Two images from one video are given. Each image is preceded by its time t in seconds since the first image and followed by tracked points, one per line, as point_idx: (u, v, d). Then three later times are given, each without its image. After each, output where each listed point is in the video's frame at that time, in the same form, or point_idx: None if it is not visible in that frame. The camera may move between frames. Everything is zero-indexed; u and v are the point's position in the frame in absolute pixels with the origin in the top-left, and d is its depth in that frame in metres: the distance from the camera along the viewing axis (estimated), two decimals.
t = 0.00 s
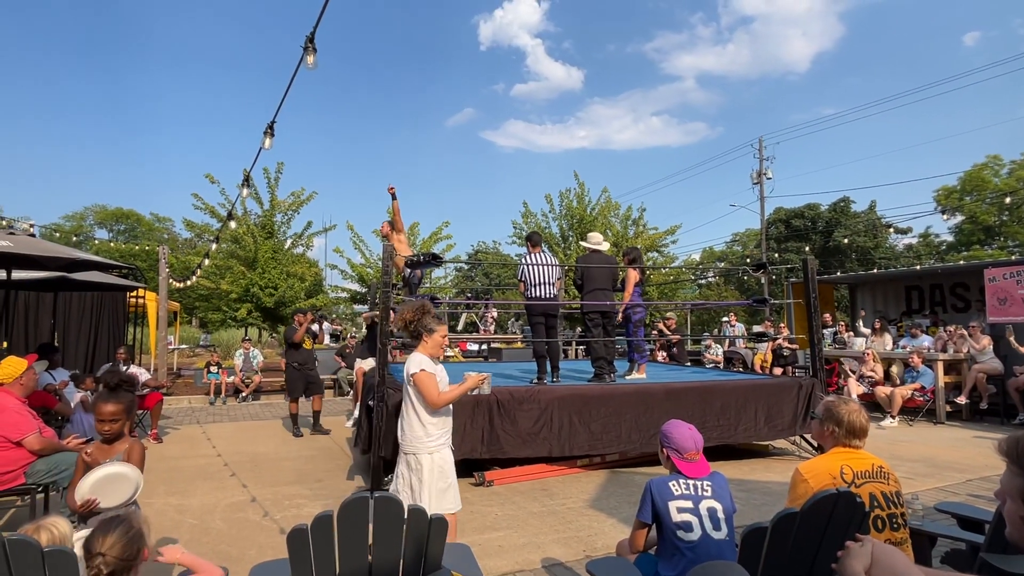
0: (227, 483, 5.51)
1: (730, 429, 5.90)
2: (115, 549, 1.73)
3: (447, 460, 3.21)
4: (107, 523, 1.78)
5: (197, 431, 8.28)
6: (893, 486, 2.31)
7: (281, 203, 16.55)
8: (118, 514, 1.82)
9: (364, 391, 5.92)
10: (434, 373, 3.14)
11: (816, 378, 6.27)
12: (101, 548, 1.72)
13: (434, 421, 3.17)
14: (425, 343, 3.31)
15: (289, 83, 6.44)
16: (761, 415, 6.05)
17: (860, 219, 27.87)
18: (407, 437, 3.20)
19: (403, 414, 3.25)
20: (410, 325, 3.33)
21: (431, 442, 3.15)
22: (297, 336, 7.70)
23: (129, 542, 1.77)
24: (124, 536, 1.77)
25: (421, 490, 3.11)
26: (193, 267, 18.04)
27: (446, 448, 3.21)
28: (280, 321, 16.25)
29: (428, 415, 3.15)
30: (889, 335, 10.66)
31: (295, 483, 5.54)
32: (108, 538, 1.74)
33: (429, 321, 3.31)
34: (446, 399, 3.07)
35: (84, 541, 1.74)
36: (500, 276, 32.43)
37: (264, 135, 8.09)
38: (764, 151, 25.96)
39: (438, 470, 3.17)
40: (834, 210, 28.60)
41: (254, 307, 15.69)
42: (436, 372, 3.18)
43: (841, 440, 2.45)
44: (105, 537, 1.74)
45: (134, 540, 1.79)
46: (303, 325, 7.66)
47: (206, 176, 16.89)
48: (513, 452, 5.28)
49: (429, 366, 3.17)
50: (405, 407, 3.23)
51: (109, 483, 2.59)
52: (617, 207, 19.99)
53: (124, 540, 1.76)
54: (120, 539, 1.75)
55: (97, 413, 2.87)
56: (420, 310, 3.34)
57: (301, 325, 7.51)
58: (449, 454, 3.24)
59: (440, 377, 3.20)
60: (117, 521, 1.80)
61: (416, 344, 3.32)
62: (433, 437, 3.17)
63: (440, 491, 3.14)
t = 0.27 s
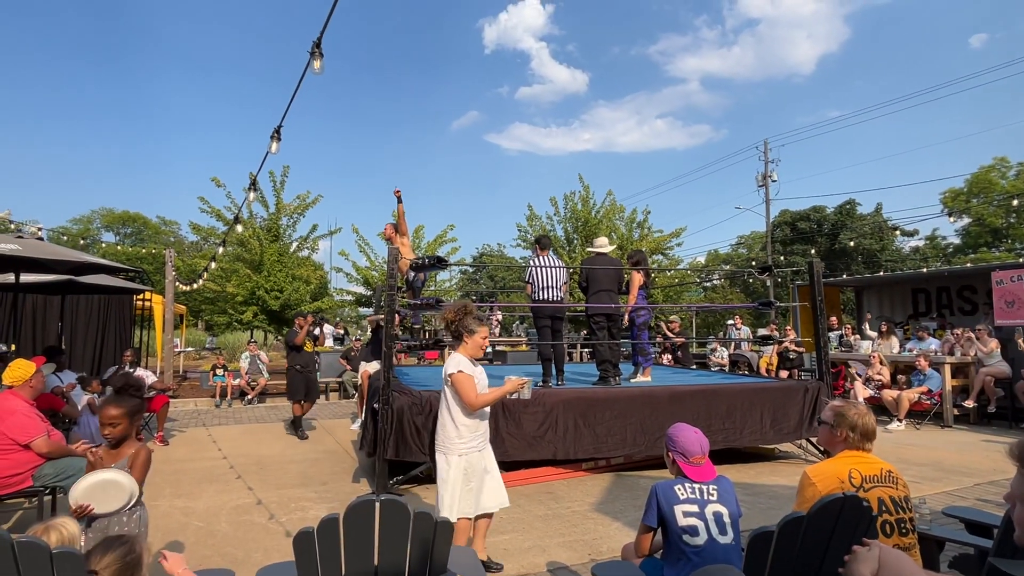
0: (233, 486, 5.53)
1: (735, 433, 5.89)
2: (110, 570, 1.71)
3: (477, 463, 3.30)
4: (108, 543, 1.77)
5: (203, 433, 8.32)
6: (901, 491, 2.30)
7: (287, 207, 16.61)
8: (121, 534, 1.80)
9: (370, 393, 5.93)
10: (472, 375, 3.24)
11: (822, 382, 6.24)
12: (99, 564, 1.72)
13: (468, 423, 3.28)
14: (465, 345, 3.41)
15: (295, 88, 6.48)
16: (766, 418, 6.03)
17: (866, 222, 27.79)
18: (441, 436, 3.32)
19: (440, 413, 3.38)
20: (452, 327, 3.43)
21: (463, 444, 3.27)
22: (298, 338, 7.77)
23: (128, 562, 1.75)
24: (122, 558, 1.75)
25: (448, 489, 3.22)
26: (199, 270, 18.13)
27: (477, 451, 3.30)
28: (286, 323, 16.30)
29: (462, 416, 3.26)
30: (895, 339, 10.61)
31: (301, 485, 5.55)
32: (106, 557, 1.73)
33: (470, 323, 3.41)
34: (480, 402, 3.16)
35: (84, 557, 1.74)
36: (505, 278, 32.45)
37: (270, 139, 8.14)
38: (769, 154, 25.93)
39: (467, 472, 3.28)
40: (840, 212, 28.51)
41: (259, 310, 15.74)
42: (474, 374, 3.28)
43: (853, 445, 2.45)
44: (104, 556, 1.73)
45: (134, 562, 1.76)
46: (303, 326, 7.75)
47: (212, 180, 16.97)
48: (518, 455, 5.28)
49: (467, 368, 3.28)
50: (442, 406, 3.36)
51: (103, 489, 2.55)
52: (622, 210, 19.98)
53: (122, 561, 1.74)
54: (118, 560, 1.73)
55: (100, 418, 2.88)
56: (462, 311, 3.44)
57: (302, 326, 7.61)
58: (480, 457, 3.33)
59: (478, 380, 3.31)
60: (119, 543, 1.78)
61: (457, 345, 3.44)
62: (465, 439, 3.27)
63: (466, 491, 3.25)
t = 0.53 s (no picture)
0: (238, 488, 5.55)
1: (740, 436, 5.88)
2: None
3: (514, 471, 3.27)
4: (106, 552, 1.85)
5: (208, 436, 8.34)
6: (908, 496, 2.30)
7: (292, 210, 16.67)
8: (115, 542, 1.89)
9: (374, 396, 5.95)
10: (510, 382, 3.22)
11: (828, 385, 6.23)
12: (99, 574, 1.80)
13: (505, 431, 3.27)
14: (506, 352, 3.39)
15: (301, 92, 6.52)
16: (772, 422, 6.02)
17: (871, 224, 27.71)
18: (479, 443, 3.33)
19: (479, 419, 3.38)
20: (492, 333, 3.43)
21: (500, 452, 3.25)
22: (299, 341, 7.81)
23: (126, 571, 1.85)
24: (122, 568, 1.84)
25: (483, 495, 3.22)
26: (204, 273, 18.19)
27: (514, 459, 3.27)
28: (290, 326, 16.35)
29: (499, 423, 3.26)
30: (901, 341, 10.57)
31: (305, 488, 5.57)
32: (109, 565, 1.82)
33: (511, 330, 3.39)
34: (516, 409, 3.14)
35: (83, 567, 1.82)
36: (508, 281, 32.47)
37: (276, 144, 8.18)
38: (773, 156, 25.91)
39: (502, 479, 3.25)
40: (845, 214, 28.45)
41: (264, 312, 15.79)
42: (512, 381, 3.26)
43: (859, 448, 2.45)
44: (105, 565, 1.82)
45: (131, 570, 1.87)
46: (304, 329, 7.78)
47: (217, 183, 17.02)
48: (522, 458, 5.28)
49: (506, 375, 3.26)
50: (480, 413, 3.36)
51: (84, 496, 2.52)
52: (626, 212, 19.99)
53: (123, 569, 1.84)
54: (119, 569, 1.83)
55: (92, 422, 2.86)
56: (502, 318, 3.45)
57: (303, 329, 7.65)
58: (518, 465, 3.30)
59: (516, 387, 3.29)
60: (115, 552, 1.86)
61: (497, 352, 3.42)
62: (502, 446, 3.26)
63: (498, 500, 3.23)
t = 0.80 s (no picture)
0: (241, 490, 5.56)
1: (743, 438, 5.86)
2: None
3: (559, 474, 3.23)
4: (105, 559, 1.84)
5: (212, 438, 8.36)
6: (909, 495, 2.31)
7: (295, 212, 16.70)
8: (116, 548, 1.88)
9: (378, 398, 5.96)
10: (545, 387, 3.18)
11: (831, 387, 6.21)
12: None
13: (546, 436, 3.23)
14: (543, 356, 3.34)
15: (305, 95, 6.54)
16: (775, 424, 6.00)
17: (875, 226, 27.63)
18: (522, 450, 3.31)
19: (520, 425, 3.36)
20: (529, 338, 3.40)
21: (540, 457, 3.22)
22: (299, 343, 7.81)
23: None
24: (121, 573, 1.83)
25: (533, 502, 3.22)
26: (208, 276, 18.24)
27: (557, 462, 3.23)
28: (293, 329, 16.37)
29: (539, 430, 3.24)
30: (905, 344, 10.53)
31: (308, 490, 5.57)
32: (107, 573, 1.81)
33: (546, 333, 3.34)
34: (554, 414, 3.08)
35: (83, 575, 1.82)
36: (511, 283, 32.46)
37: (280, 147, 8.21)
38: (777, 159, 25.88)
39: (550, 484, 3.22)
40: (848, 217, 28.37)
41: (267, 315, 15.81)
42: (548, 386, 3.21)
43: (854, 448, 2.44)
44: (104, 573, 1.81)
45: None
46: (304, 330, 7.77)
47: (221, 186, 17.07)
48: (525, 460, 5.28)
49: (542, 379, 3.22)
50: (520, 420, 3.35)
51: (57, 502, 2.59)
52: (629, 215, 19.98)
53: None
54: None
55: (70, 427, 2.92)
56: (540, 321, 3.41)
57: (303, 331, 7.65)
58: (562, 468, 3.26)
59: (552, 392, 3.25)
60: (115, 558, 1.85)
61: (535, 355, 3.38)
62: (543, 451, 3.23)
63: (552, 505, 3.18)
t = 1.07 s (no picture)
0: (243, 493, 5.56)
1: (745, 441, 5.85)
2: None
3: (589, 479, 3.23)
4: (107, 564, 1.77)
5: (213, 440, 8.36)
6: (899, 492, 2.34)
7: (296, 215, 16.72)
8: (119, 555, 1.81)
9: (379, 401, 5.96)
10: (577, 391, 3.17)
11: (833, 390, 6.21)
12: None
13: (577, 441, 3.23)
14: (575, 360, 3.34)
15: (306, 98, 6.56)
16: (777, 427, 5.99)
17: (876, 228, 27.61)
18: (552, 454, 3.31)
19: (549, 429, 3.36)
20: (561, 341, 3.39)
21: (570, 461, 3.22)
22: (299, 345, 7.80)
23: None
24: None
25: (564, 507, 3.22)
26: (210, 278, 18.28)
27: (586, 468, 3.24)
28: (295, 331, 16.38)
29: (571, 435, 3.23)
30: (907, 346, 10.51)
31: (310, 493, 5.57)
32: None
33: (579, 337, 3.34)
34: (586, 419, 3.08)
35: None
36: (513, 285, 32.46)
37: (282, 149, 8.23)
38: (778, 161, 25.90)
39: (580, 489, 3.22)
40: (850, 218, 28.36)
41: (269, 317, 15.82)
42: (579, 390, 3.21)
43: (841, 450, 2.43)
44: None
45: None
46: (304, 333, 7.75)
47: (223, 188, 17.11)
48: (526, 463, 5.28)
49: (573, 383, 3.21)
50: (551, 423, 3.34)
51: None
52: (631, 217, 19.99)
53: None
54: None
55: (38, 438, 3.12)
56: (574, 325, 3.41)
57: (303, 333, 7.63)
58: (591, 473, 3.26)
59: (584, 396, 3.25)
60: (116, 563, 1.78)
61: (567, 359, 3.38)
62: (574, 456, 3.23)
63: (584, 511, 3.18)
